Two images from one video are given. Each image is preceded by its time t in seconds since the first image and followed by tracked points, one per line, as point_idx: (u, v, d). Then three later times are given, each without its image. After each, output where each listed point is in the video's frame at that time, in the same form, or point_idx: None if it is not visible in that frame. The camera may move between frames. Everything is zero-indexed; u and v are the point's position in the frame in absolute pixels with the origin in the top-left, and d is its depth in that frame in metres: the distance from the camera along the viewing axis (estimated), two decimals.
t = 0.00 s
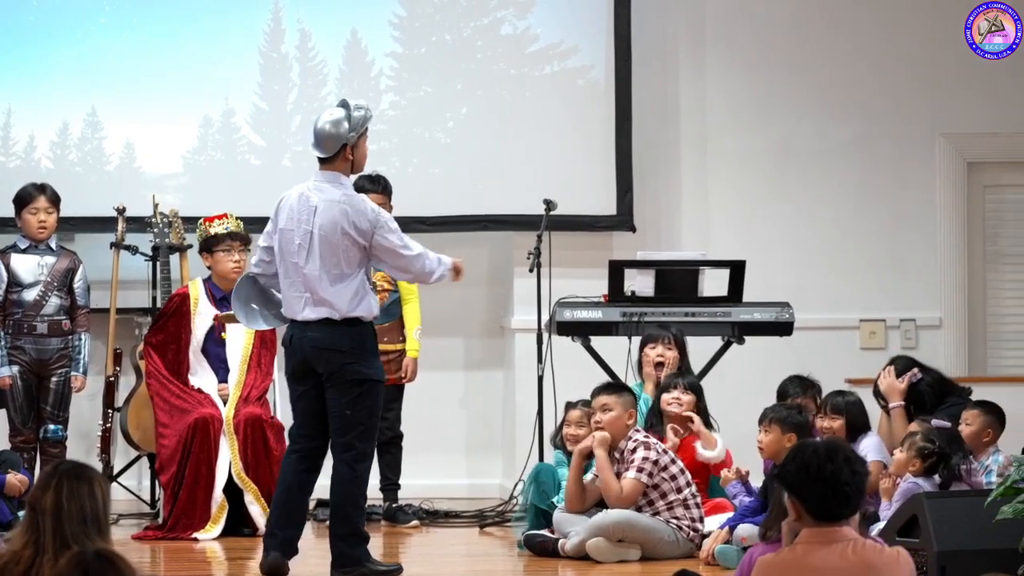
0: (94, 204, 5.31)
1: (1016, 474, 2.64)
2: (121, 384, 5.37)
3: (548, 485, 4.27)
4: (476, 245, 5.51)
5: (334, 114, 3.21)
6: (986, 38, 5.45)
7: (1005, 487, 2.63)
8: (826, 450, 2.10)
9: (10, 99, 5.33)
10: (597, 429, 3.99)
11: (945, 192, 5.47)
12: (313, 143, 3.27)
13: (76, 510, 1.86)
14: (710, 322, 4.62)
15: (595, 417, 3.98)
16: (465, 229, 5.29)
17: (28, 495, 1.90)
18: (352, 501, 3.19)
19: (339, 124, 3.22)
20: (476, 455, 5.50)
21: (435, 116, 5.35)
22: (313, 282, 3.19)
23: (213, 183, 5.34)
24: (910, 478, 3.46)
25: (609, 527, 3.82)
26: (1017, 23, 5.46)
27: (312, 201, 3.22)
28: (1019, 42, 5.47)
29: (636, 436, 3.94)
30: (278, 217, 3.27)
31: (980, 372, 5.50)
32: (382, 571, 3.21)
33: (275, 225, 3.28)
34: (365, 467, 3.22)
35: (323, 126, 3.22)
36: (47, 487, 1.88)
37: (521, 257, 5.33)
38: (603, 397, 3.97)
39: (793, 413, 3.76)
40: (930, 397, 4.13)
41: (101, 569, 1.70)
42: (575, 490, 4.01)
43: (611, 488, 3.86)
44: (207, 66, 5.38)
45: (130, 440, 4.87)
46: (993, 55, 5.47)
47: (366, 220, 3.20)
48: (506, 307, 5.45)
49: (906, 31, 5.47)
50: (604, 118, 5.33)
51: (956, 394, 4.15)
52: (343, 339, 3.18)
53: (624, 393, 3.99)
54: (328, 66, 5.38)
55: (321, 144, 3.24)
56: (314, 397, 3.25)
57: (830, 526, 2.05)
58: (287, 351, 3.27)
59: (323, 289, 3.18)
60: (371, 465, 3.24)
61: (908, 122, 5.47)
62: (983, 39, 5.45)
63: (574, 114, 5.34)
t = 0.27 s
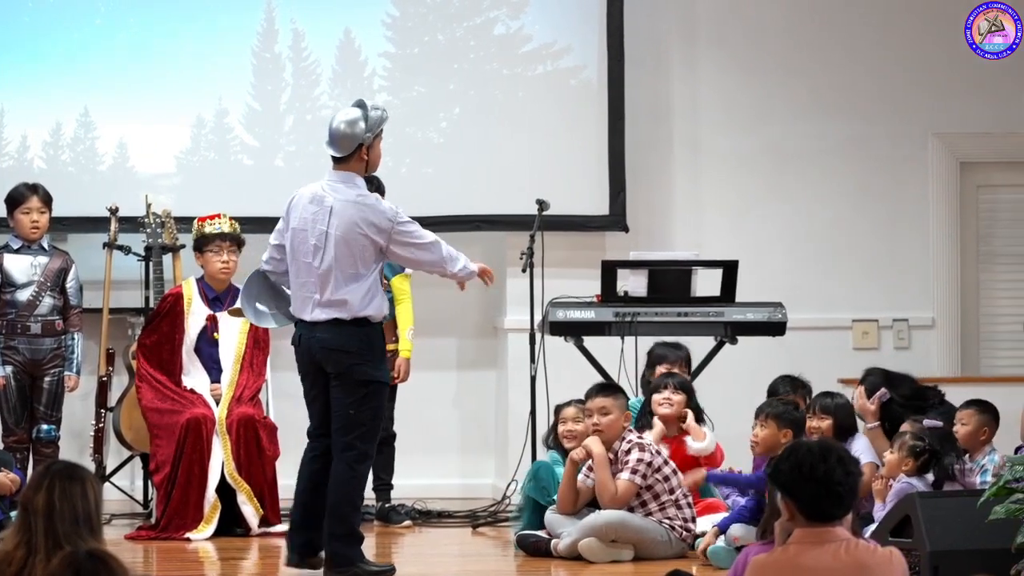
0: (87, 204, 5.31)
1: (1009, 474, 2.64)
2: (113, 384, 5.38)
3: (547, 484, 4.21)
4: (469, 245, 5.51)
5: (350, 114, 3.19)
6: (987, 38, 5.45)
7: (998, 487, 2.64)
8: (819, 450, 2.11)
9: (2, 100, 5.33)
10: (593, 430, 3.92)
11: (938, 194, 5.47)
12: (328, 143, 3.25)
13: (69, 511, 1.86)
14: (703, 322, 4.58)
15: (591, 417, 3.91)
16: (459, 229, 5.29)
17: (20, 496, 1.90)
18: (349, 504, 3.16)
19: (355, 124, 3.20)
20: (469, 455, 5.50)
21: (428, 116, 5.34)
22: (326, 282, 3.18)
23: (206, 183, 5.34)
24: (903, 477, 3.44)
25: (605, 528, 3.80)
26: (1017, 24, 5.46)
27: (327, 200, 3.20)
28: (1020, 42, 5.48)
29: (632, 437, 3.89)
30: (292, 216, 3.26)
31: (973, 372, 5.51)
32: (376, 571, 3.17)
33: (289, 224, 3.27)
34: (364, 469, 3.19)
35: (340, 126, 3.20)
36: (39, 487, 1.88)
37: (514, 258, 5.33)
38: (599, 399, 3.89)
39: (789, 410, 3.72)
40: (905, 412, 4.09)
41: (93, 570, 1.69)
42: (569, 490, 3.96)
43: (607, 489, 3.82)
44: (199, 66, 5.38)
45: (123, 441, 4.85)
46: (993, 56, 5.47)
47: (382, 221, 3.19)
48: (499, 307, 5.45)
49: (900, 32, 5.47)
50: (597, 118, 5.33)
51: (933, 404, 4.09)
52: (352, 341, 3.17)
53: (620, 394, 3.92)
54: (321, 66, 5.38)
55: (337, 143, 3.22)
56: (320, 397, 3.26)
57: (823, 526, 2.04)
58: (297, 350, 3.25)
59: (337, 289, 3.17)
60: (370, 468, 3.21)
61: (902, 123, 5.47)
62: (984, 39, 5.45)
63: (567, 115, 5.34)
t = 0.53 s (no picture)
0: (83, 204, 5.31)
1: (1006, 474, 2.64)
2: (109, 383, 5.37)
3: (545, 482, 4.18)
4: (465, 245, 5.51)
5: (358, 114, 3.19)
6: (987, 38, 5.45)
7: (993, 487, 2.63)
8: (816, 450, 2.08)
9: None
10: (590, 430, 3.91)
11: (934, 195, 5.47)
12: (336, 142, 3.25)
13: (64, 511, 1.85)
14: (698, 322, 4.56)
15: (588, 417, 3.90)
16: (456, 229, 5.29)
17: (16, 495, 1.89)
18: (347, 503, 3.15)
19: (363, 125, 3.20)
20: (465, 455, 5.50)
21: (425, 115, 5.34)
22: (336, 280, 3.17)
23: (202, 183, 5.34)
24: (903, 477, 3.44)
25: (601, 528, 3.79)
26: (1017, 24, 5.46)
27: (337, 199, 3.20)
28: (1019, 42, 5.47)
29: (629, 437, 3.88)
30: (298, 215, 3.24)
31: (969, 372, 5.51)
32: (372, 572, 3.17)
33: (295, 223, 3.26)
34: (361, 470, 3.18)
35: (348, 126, 3.20)
36: (35, 487, 1.87)
37: (510, 258, 5.33)
38: (596, 400, 3.89)
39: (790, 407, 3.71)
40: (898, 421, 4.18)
41: (90, 568, 1.69)
42: (567, 491, 3.96)
43: (603, 490, 3.81)
44: (195, 66, 5.38)
45: (120, 440, 4.84)
46: (993, 56, 5.47)
47: (394, 220, 3.20)
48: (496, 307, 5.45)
49: (898, 32, 5.47)
50: (594, 118, 5.33)
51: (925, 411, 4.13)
52: (359, 340, 3.17)
53: (617, 395, 3.92)
54: (317, 65, 5.38)
55: (344, 143, 3.21)
56: (321, 395, 3.25)
57: (820, 525, 2.03)
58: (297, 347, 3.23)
59: (346, 287, 3.17)
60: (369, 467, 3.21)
61: (899, 123, 5.48)
62: (984, 39, 5.45)
63: (563, 115, 5.35)
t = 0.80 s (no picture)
0: (83, 204, 5.31)
1: (1006, 474, 2.64)
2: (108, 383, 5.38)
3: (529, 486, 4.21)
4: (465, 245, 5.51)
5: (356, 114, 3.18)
6: (987, 38, 5.45)
7: (993, 487, 2.63)
8: (820, 451, 2.08)
9: None
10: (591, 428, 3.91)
11: (934, 196, 5.47)
12: (331, 141, 3.23)
13: (65, 511, 1.86)
14: (698, 322, 4.56)
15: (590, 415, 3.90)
16: (455, 229, 5.29)
17: (17, 495, 1.90)
18: (348, 501, 3.16)
19: (360, 125, 3.19)
20: (465, 455, 5.50)
21: (424, 115, 5.34)
22: (334, 280, 3.17)
23: (202, 183, 5.34)
24: (903, 477, 3.43)
25: (598, 528, 3.79)
26: (1017, 24, 5.46)
27: (332, 200, 3.19)
28: (1019, 42, 5.47)
29: (630, 437, 3.87)
30: (292, 216, 3.22)
31: (969, 372, 5.51)
32: (371, 572, 3.18)
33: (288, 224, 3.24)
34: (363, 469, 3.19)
35: (345, 126, 3.19)
36: (36, 488, 1.87)
37: (510, 257, 5.33)
38: (598, 397, 3.89)
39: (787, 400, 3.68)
40: (896, 422, 4.20)
41: (89, 568, 1.69)
42: (566, 489, 3.96)
43: (602, 489, 3.81)
44: (195, 65, 5.38)
45: (119, 440, 4.83)
46: (993, 55, 5.47)
47: (390, 219, 3.20)
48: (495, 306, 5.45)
49: (897, 32, 5.47)
50: (593, 118, 5.33)
51: (921, 410, 4.15)
52: (360, 339, 3.17)
53: (620, 393, 3.91)
54: (317, 65, 5.38)
55: (341, 142, 3.20)
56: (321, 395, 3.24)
57: (821, 525, 2.03)
58: (297, 347, 3.20)
59: (345, 287, 3.17)
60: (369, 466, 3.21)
61: (898, 123, 5.48)
62: (983, 39, 5.45)
63: (563, 115, 5.35)
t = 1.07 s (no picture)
0: (83, 204, 5.31)
1: (1005, 474, 2.64)
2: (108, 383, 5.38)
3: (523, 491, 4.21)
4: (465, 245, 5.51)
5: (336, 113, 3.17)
6: (987, 37, 5.45)
7: (993, 487, 2.63)
8: (822, 452, 2.06)
9: None
10: (590, 427, 3.90)
11: (933, 196, 5.47)
12: (311, 140, 3.22)
13: (66, 511, 1.86)
14: (698, 322, 4.56)
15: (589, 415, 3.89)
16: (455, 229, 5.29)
17: (18, 496, 1.89)
18: (346, 501, 3.16)
19: (340, 124, 3.18)
20: (465, 455, 5.50)
21: (424, 115, 5.34)
22: (317, 278, 3.13)
23: (202, 183, 5.34)
24: (903, 477, 3.43)
25: (598, 529, 3.79)
26: (1017, 24, 5.46)
27: (311, 199, 3.17)
28: (1019, 42, 5.47)
29: (629, 437, 3.86)
30: (272, 218, 3.20)
31: (969, 372, 5.51)
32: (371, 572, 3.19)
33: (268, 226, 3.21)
34: (358, 466, 3.19)
35: (325, 124, 3.18)
36: (37, 488, 1.87)
37: (510, 257, 5.33)
38: (598, 396, 3.88)
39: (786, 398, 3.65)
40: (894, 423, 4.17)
41: (89, 568, 1.68)
42: (565, 489, 3.96)
43: (602, 489, 3.79)
44: (195, 66, 5.38)
45: (119, 440, 4.83)
46: (993, 55, 5.47)
47: (371, 215, 3.17)
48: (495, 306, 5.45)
49: (897, 32, 5.47)
50: (593, 118, 5.33)
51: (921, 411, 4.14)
52: (350, 337, 3.14)
53: (620, 393, 3.90)
54: (317, 65, 5.38)
55: (320, 140, 3.19)
56: (310, 397, 3.19)
57: (821, 525, 2.03)
58: (282, 346, 3.16)
59: (330, 285, 3.14)
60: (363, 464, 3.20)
61: (898, 124, 5.48)
62: (984, 39, 5.45)
63: (563, 115, 5.35)
